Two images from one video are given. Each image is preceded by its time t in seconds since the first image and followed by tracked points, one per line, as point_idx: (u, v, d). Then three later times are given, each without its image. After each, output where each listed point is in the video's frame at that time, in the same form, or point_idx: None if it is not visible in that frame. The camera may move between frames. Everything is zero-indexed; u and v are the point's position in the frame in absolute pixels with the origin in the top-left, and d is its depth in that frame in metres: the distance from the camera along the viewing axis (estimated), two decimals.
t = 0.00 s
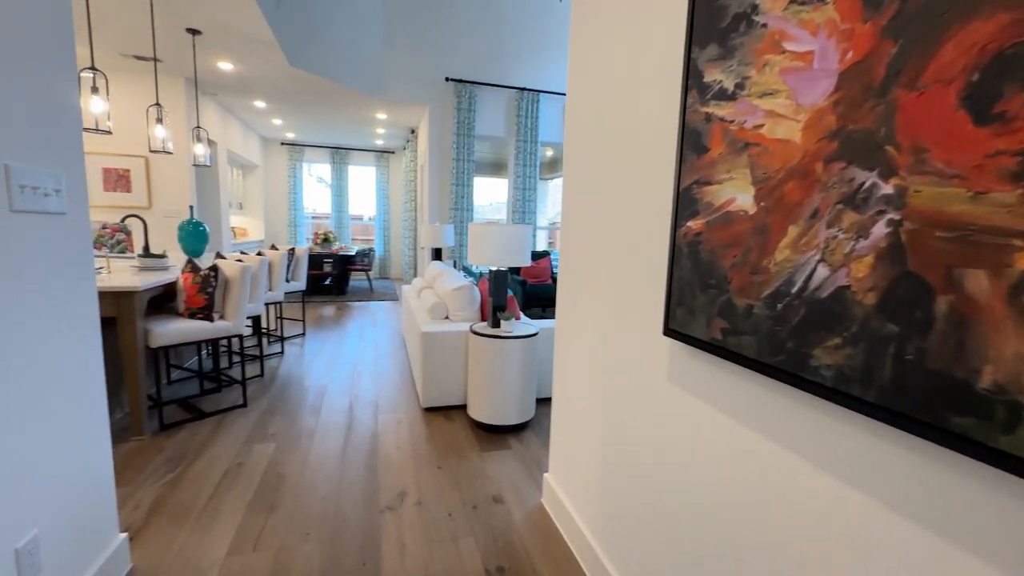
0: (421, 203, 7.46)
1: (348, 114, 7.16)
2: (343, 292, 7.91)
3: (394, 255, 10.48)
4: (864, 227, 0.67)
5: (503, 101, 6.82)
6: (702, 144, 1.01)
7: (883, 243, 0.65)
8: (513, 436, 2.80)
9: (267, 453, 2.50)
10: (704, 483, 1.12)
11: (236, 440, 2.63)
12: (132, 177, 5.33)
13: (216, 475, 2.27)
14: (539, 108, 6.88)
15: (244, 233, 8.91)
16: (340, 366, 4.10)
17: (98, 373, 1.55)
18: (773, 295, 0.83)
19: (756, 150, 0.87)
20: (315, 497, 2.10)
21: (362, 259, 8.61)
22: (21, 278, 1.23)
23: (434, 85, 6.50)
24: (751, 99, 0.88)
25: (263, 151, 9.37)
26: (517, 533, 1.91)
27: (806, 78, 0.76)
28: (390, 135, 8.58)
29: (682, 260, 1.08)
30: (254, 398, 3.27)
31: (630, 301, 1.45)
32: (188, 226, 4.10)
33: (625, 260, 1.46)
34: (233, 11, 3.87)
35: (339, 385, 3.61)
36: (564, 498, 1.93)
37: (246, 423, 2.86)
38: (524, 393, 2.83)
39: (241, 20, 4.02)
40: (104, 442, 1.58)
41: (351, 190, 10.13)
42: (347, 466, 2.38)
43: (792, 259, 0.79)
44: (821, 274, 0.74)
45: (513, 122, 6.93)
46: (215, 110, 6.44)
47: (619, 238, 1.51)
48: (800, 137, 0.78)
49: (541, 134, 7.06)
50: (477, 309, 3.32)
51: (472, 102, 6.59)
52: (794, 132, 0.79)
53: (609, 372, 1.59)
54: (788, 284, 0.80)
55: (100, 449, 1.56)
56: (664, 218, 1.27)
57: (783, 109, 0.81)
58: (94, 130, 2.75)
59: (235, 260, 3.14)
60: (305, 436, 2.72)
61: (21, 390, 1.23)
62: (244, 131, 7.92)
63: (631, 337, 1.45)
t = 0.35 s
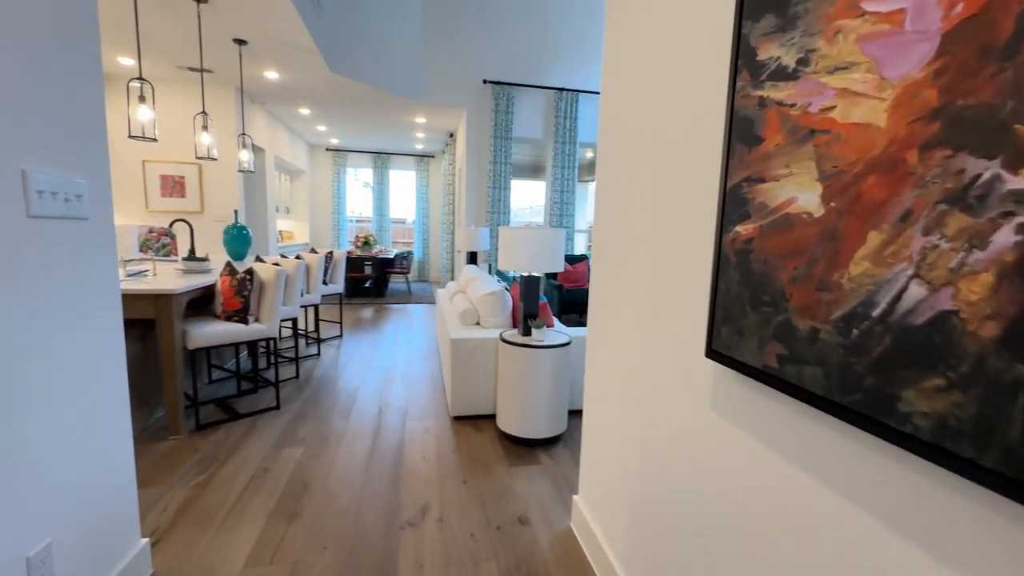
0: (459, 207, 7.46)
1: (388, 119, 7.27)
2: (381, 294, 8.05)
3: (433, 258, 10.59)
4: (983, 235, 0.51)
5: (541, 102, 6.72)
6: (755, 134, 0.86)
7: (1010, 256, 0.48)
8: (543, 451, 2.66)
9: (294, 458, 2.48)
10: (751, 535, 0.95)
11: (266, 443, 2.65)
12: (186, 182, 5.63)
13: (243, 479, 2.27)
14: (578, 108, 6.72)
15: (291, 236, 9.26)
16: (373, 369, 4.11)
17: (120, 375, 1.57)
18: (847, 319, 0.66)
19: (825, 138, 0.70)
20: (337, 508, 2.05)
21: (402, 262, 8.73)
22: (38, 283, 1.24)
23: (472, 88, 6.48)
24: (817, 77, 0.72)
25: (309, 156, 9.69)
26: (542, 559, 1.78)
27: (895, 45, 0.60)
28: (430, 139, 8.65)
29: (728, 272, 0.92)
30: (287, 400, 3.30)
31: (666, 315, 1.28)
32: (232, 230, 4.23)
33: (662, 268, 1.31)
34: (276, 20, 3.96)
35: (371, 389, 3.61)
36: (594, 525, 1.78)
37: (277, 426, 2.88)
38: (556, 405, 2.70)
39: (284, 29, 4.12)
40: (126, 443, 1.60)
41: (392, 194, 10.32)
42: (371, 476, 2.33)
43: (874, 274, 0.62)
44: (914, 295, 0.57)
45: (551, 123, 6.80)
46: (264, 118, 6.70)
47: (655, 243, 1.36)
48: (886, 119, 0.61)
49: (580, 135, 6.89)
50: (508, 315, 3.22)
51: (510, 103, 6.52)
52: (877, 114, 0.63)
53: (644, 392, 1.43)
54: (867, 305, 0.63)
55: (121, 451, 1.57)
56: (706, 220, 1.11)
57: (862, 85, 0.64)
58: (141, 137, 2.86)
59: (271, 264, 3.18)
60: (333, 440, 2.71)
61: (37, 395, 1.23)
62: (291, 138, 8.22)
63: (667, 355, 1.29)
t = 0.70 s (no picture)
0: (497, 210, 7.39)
1: (428, 123, 7.31)
2: (420, 298, 8.12)
3: (472, 261, 10.61)
4: None
5: (581, 102, 6.54)
6: (832, 121, 0.69)
7: None
8: (578, 468, 2.51)
9: (323, 466, 2.46)
10: None
11: (298, 448, 2.64)
12: (237, 189, 5.90)
13: (272, 486, 2.26)
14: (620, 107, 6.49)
15: (335, 240, 9.54)
16: (407, 374, 4.08)
17: (147, 383, 1.57)
18: (969, 362, 0.49)
19: (935, 123, 0.54)
20: (361, 523, 1.99)
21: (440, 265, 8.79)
22: (61, 294, 1.23)
23: (511, 90, 6.40)
24: (924, 43, 0.55)
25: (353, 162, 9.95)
26: None
27: None
28: (469, 142, 8.65)
29: (795, 289, 0.76)
30: (322, 404, 3.32)
31: (714, 334, 1.12)
32: (275, 235, 4.33)
33: (709, 279, 1.15)
34: (316, 28, 4.01)
35: (404, 394, 3.58)
36: (630, 558, 1.62)
37: (309, 430, 2.88)
38: (591, 420, 2.54)
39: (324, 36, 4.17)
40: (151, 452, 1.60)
41: (432, 198, 10.42)
42: (397, 489, 2.26)
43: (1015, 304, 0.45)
44: None
45: (591, 124, 6.61)
46: (309, 125, 6.91)
47: (701, 252, 1.19)
48: None
49: (621, 135, 6.66)
50: (543, 323, 3.09)
51: (549, 104, 6.38)
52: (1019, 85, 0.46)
53: (687, 419, 1.27)
54: (1003, 345, 0.46)
55: (147, 459, 1.57)
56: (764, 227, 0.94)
57: (993, 48, 0.48)
58: (185, 146, 2.94)
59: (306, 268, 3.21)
60: (363, 449, 2.67)
61: (60, 406, 1.23)
62: (336, 145, 8.46)
63: (715, 380, 1.12)
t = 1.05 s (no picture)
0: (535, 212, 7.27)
1: (466, 126, 7.30)
2: (458, 301, 8.11)
3: (510, 264, 10.54)
4: None
5: (623, 100, 6.32)
6: (968, 86, 0.53)
7: None
8: (620, 488, 2.34)
9: (356, 475, 2.41)
10: None
11: (331, 455, 2.61)
12: (283, 194, 6.08)
13: (304, 494, 2.23)
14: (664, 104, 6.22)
15: (377, 243, 9.72)
16: (444, 379, 4.03)
17: (177, 391, 1.56)
18: None
19: None
20: (390, 538, 1.91)
21: (479, 268, 8.76)
22: (91, 302, 1.22)
23: (550, 90, 6.27)
24: None
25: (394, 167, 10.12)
26: None
27: None
28: (508, 144, 8.58)
29: (912, 309, 0.60)
30: (358, 408, 3.30)
31: (786, 353, 0.95)
32: (316, 238, 4.39)
33: (779, 287, 0.98)
34: (356, 34, 4.04)
35: (440, 400, 3.52)
36: None
37: (344, 436, 2.86)
38: (634, 437, 2.36)
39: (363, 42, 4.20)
40: (180, 461, 1.59)
41: (471, 201, 10.44)
42: (429, 502, 2.18)
43: None
44: None
45: (633, 122, 6.38)
46: (351, 131, 7.06)
47: (770, 258, 1.02)
48: None
49: (665, 133, 6.39)
50: (583, 330, 2.94)
51: (590, 103, 6.20)
52: None
53: (751, 449, 1.10)
54: None
55: (176, 468, 1.56)
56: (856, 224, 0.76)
57: None
58: (228, 152, 3.01)
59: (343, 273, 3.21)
60: (396, 457, 2.61)
61: (86, 417, 1.21)
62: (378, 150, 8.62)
63: (787, 408, 0.95)
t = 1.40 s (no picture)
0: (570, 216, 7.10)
1: (500, 130, 7.23)
2: (490, 306, 8.04)
3: (543, 269, 10.40)
4: None
5: (662, 99, 6.09)
6: None
7: None
8: (665, 514, 2.16)
9: (386, 490, 2.33)
10: None
11: (360, 467, 2.54)
12: (320, 201, 6.17)
13: (333, 508, 2.16)
14: (706, 101, 5.94)
15: (411, 248, 9.78)
16: (476, 388, 3.93)
17: (204, 406, 1.50)
18: None
19: None
20: (420, 563, 1.81)
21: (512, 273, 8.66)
22: (116, 310, 1.17)
23: (585, 91, 6.12)
24: None
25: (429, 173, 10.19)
26: None
27: None
28: (542, 148, 8.46)
29: None
30: (389, 417, 3.24)
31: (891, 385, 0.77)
32: (350, 244, 4.39)
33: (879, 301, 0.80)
34: (390, 38, 4.02)
35: (473, 409, 3.42)
36: None
37: (374, 446, 2.79)
38: (682, 457, 2.18)
39: (398, 47, 4.19)
40: (205, 478, 1.52)
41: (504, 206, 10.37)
42: (460, 523, 2.06)
43: None
44: None
45: (673, 121, 6.13)
46: (386, 138, 7.13)
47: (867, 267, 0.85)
48: None
49: (707, 133, 6.10)
50: (623, 341, 2.77)
51: (627, 103, 6.00)
52: None
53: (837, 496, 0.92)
54: None
55: (200, 486, 1.50)
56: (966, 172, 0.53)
57: None
58: (264, 159, 3.02)
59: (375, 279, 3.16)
60: (427, 471, 2.51)
61: (107, 435, 1.15)
62: (412, 156, 8.69)
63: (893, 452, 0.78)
